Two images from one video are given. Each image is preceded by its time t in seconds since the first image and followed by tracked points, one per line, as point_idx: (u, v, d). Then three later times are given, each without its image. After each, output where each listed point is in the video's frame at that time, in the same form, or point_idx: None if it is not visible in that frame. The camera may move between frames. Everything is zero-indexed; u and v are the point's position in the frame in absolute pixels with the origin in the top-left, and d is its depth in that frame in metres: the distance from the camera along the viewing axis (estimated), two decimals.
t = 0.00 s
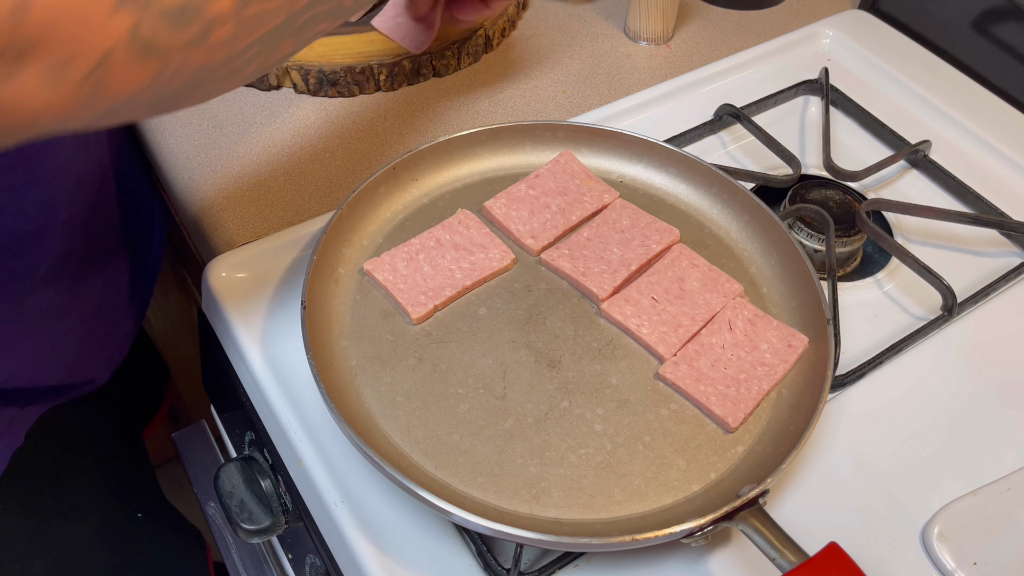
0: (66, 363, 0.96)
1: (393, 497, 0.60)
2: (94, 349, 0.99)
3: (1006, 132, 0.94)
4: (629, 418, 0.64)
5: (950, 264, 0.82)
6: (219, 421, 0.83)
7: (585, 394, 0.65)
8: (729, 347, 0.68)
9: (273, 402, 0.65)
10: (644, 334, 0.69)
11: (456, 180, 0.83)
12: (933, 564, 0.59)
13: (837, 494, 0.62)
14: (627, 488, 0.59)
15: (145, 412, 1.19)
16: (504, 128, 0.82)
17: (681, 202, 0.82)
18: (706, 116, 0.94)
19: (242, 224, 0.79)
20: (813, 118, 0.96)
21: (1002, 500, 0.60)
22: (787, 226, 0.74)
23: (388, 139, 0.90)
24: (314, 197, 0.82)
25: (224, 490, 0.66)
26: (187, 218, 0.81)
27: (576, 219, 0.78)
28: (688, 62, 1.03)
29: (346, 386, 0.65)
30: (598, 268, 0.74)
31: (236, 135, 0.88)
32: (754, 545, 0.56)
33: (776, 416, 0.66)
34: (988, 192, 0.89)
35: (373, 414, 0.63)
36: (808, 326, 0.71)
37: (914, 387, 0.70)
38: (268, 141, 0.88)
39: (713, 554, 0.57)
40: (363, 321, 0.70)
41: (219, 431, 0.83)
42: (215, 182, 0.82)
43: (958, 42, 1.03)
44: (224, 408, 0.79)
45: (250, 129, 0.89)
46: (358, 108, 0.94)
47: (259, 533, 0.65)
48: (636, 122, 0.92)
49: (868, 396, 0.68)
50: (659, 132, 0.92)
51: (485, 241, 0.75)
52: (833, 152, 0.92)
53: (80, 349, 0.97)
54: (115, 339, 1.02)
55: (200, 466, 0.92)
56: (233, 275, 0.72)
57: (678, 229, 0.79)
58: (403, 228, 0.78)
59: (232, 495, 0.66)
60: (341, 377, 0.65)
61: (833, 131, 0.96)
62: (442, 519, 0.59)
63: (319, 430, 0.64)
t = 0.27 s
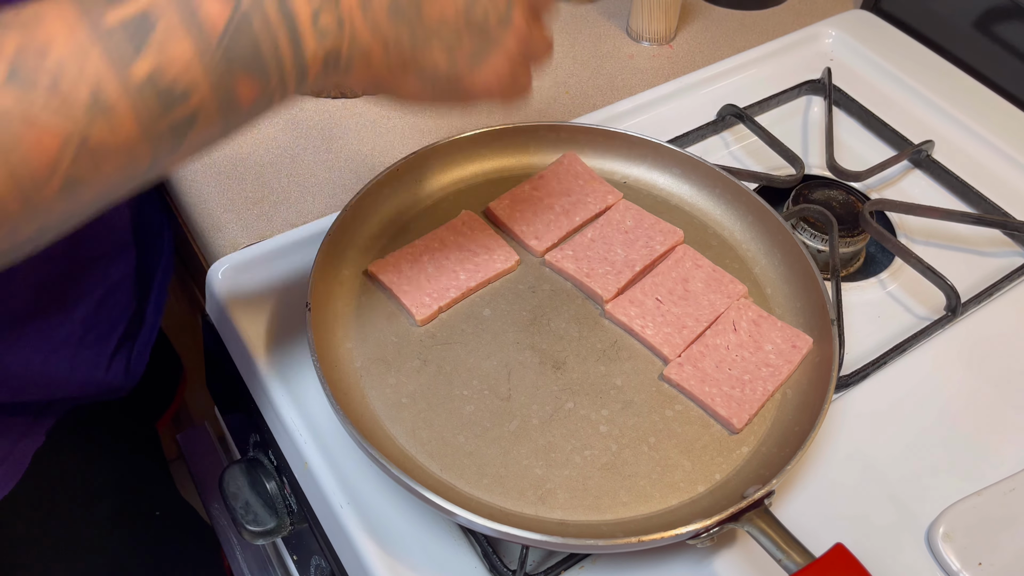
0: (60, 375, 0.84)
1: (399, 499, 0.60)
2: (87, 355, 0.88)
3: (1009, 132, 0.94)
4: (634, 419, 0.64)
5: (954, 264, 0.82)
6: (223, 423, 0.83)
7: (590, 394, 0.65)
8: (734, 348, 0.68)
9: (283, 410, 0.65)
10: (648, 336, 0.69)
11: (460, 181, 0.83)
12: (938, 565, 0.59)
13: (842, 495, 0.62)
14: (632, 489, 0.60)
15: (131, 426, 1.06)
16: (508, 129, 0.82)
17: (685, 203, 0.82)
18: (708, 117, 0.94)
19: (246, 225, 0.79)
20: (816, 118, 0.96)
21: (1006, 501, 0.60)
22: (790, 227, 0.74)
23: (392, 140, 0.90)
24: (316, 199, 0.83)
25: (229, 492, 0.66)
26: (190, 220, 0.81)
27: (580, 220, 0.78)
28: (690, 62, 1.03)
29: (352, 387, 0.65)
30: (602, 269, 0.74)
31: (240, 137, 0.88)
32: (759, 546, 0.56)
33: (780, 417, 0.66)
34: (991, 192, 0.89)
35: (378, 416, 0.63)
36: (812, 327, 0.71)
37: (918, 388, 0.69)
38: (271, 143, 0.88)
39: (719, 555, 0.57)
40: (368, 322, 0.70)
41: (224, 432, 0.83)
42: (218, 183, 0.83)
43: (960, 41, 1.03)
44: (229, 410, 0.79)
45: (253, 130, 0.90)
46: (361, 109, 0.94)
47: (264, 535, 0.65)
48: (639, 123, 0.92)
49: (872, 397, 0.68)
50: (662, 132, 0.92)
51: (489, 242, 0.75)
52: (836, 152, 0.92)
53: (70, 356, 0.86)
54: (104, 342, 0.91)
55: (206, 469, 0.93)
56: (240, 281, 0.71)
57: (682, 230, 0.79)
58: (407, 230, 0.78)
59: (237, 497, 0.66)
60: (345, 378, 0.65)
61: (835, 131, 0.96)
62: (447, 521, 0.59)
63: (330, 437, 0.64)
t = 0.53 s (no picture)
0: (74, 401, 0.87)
1: (402, 497, 0.61)
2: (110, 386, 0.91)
3: (1009, 129, 0.94)
4: (636, 416, 0.64)
5: (955, 261, 0.82)
6: (224, 421, 0.83)
7: (592, 392, 0.65)
8: (735, 344, 0.69)
9: (304, 439, 0.63)
10: (650, 333, 0.69)
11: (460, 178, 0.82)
12: (940, 561, 0.59)
13: (844, 491, 0.63)
14: (634, 486, 0.60)
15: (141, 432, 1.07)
16: (509, 127, 0.82)
17: (686, 200, 0.82)
18: (709, 114, 0.94)
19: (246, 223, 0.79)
20: (816, 115, 0.96)
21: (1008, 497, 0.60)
22: (792, 224, 0.74)
23: (392, 138, 0.90)
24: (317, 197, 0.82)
25: (231, 490, 0.66)
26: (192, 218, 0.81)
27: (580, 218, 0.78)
28: (691, 59, 1.03)
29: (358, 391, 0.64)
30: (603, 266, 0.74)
31: (240, 135, 0.88)
32: (761, 542, 0.57)
33: (781, 414, 0.66)
34: (992, 188, 0.89)
35: (380, 413, 0.63)
36: (813, 324, 0.71)
37: (920, 384, 0.70)
38: (271, 141, 0.88)
39: (721, 551, 0.57)
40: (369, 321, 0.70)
41: (225, 430, 0.83)
42: (219, 181, 0.83)
43: (960, 38, 1.03)
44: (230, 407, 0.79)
45: (254, 128, 0.90)
46: (361, 107, 0.94)
47: (268, 532, 0.65)
48: (639, 120, 0.92)
49: (874, 393, 0.68)
50: (663, 129, 0.92)
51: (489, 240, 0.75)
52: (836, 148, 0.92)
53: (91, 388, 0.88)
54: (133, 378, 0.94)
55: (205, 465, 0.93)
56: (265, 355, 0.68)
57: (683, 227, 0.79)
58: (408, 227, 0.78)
59: (240, 494, 0.66)
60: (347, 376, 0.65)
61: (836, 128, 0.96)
62: (450, 519, 0.60)
63: (361, 481, 0.61)
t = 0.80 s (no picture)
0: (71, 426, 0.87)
1: (393, 497, 0.60)
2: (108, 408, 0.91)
3: (1003, 125, 0.94)
4: (628, 415, 0.64)
5: (949, 258, 0.82)
6: (216, 421, 0.82)
7: (584, 391, 0.65)
8: (728, 343, 0.68)
9: (282, 416, 0.64)
10: (643, 331, 0.68)
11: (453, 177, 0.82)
12: (934, 559, 0.59)
13: (837, 489, 0.62)
14: (627, 485, 0.59)
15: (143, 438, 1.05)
16: (502, 125, 0.82)
17: (680, 197, 0.82)
18: (703, 112, 0.94)
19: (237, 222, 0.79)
20: (810, 112, 0.96)
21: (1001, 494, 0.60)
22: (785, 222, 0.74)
23: (385, 137, 0.90)
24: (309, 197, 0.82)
25: (223, 490, 0.66)
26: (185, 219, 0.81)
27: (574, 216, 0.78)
28: (684, 57, 1.02)
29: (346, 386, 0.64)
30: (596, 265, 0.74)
31: (233, 135, 0.88)
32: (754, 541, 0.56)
33: (775, 412, 0.66)
34: (987, 185, 0.89)
35: (372, 413, 0.63)
36: (807, 321, 0.71)
37: (914, 381, 0.69)
38: (264, 140, 0.88)
39: (714, 550, 0.57)
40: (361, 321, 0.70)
41: (218, 431, 0.83)
42: (212, 182, 0.82)
43: (955, 35, 1.03)
44: (223, 408, 0.79)
45: (247, 128, 0.89)
46: (354, 106, 0.94)
47: (260, 533, 0.65)
48: (632, 118, 0.92)
49: (867, 390, 0.68)
50: (656, 127, 0.92)
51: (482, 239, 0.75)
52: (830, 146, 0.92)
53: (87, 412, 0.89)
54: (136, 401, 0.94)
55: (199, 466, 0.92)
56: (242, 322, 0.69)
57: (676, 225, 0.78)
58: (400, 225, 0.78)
59: (231, 495, 0.66)
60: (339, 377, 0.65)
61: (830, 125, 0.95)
62: (442, 519, 0.59)
63: (336, 453, 0.62)
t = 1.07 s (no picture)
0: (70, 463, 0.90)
1: (390, 494, 0.61)
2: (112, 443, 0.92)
3: (997, 122, 0.94)
4: (624, 412, 0.64)
5: (944, 255, 0.82)
6: (215, 420, 0.83)
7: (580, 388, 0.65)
8: (723, 340, 0.69)
9: (255, 370, 0.66)
10: (638, 329, 0.69)
11: (449, 176, 0.82)
12: (928, 553, 0.59)
13: (832, 484, 0.63)
14: (622, 482, 0.60)
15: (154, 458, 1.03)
16: (498, 124, 0.82)
17: (675, 195, 0.82)
18: (698, 110, 0.94)
19: (235, 222, 0.79)
20: (805, 110, 0.96)
21: (994, 489, 0.61)
22: (779, 219, 0.74)
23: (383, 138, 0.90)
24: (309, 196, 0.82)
25: (221, 489, 0.66)
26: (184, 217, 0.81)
27: (569, 214, 0.78)
28: (680, 55, 1.03)
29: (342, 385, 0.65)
30: (591, 262, 0.74)
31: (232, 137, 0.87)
32: (749, 537, 0.57)
33: (770, 409, 0.66)
34: (981, 181, 0.89)
35: (369, 411, 0.63)
36: (801, 318, 0.71)
37: (908, 377, 0.70)
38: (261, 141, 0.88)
39: (709, 546, 0.57)
40: (358, 319, 0.70)
41: (217, 430, 0.83)
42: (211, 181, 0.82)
43: (948, 32, 1.03)
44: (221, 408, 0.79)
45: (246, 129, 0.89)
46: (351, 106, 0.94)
47: (257, 532, 0.65)
48: (628, 117, 0.92)
49: (862, 386, 0.69)
50: (652, 125, 0.92)
51: (478, 238, 0.75)
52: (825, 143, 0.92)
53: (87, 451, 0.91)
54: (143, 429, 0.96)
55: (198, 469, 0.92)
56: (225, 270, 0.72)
57: (671, 223, 0.79)
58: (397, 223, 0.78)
59: (229, 494, 0.66)
60: (336, 375, 0.66)
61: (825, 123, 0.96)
62: (439, 517, 0.60)
63: (292, 387, 0.66)
